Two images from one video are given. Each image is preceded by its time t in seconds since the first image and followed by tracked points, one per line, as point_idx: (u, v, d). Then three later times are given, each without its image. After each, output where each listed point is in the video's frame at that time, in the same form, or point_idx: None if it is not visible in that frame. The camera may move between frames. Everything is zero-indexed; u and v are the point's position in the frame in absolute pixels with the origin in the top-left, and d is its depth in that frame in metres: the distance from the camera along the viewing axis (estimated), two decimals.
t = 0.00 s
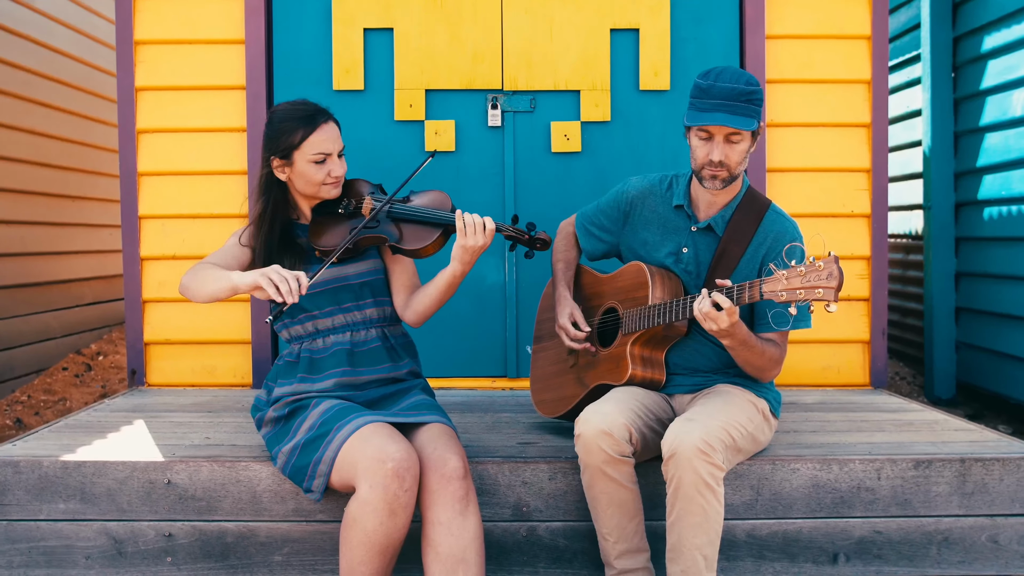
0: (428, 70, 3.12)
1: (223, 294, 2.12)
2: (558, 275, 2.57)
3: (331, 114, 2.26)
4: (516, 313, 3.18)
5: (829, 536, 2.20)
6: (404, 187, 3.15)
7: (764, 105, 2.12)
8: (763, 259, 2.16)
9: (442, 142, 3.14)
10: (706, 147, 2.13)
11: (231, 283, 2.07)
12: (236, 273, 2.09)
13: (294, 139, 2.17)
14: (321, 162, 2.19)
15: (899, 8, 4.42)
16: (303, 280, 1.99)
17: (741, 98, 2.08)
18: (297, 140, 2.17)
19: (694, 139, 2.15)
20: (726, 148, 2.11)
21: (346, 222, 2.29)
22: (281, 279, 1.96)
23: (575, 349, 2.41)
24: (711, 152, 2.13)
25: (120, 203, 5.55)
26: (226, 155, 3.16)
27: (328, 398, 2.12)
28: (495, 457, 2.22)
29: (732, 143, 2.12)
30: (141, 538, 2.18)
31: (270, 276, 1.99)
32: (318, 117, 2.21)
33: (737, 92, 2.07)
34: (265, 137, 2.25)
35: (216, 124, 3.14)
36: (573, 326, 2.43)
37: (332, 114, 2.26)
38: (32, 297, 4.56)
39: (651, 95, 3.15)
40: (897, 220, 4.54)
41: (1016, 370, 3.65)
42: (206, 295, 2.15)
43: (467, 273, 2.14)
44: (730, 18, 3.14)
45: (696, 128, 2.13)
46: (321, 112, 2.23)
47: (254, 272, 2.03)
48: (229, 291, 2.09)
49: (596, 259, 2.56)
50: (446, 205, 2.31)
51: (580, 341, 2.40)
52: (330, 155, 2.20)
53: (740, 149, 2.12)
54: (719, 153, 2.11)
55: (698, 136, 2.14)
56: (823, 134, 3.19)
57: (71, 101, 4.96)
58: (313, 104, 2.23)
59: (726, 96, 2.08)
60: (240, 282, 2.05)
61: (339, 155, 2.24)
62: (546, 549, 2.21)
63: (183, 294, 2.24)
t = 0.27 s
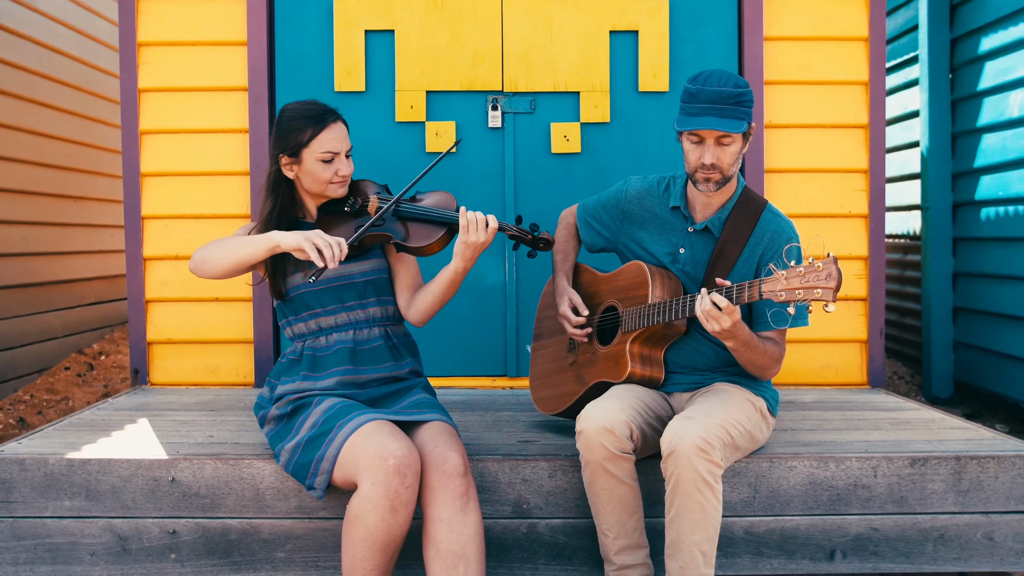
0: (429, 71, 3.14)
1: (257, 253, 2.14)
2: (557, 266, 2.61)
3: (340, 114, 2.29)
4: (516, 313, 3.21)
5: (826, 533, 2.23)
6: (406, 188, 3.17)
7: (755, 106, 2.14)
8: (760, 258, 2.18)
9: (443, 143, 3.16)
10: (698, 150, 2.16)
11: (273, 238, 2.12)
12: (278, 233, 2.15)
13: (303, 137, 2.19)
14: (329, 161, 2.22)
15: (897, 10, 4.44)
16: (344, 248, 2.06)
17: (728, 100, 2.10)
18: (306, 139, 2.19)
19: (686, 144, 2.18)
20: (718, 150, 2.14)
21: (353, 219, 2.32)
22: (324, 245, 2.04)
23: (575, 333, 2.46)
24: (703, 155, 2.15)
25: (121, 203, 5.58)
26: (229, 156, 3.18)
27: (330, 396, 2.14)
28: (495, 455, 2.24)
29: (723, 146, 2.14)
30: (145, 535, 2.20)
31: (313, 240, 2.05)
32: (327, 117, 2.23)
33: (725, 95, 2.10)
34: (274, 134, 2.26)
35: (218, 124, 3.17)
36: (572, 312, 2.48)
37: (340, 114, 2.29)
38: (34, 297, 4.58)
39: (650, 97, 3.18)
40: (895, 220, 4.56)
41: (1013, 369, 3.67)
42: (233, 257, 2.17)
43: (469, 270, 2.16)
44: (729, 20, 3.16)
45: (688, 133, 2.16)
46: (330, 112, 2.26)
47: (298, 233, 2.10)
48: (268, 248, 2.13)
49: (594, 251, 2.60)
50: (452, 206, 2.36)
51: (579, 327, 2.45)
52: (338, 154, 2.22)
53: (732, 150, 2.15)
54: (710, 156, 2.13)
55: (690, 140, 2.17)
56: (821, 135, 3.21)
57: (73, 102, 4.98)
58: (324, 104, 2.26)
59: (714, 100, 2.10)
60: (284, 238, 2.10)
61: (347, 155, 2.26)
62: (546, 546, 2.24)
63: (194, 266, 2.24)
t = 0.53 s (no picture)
0: (429, 73, 3.17)
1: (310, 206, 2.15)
2: (558, 268, 2.64)
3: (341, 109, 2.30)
4: (516, 312, 3.23)
5: (823, 530, 2.25)
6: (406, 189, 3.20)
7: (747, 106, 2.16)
8: (756, 257, 2.20)
9: (443, 144, 3.19)
10: (691, 152, 2.18)
11: (325, 188, 2.14)
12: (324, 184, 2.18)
13: (304, 132, 2.21)
14: (330, 155, 2.24)
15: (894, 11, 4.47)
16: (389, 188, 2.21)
17: (720, 101, 2.13)
18: (307, 134, 2.21)
19: (679, 145, 2.20)
20: (710, 151, 2.16)
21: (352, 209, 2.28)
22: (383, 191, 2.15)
23: (575, 338, 2.48)
24: (695, 156, 2.17)
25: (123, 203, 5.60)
26: (231, 156, 3.21)
27: (333, 394, 2.16)
28: (496, 453, 2.26)
29: (716, 146, 2.16)
30: (149, 532, 2.22)
31: (369, 191, 2.14)
32: (327, 112, 2.25)
33: (716, 96, 2.12)
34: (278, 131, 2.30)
35: (220, 125, 3.19)
36: (576, 313, 2.51)
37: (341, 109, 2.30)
38: (36, 296, 4.61)
39: (649, 98, 3.20)
40: (893, 220, 4.59)
41: (1010, 369, 3.70)
42: (284, 219, 2.16)
43: (470, 259, 2.18)
44: (727, 21, 3.19)
45: (680, 135, 2.18)
46: (331, 107, 2.27)
47: (351, 180, 2.16)
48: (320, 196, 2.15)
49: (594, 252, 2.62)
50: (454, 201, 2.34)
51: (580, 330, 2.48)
52: (339, 148, 2.25)
53: (725, 151, 2.16)
54: (703, 157, 2.15)
55: (683, 142, 2.19)
56: (819, 135, 3.24)
57: (74, 103, 5.00)
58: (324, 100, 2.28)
59: (705, 101, 2.13)
60: (338, 184, 2.14)
61: (348, 149, 2.28)
62: (546, 543, 2.26)
63: (241, 247, 2.20)
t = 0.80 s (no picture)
0: (430, 75, 3.20)
1: (333, 239, 2.16)
2: (557, 269, 2.67)
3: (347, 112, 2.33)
4: (516, 312, 3.26)
5: (819, 527, 2.28)
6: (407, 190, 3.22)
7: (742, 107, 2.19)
8: (752, 256, 2.23)
9: (443, 145, 3.21)
10: (687, 153, 2.21)
11: (346, 221, 2.14)
12: (339, 213, 2.17)
13: (311, 134, 2.24)
14: (336, 157, 2.26)
15: (892, 13, 4.50)
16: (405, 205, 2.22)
17: (715, 103, 2.15)
18: (315, 135, 2.23)
19: (675, 146, 2.23)
20: (706, 152, 2.18)
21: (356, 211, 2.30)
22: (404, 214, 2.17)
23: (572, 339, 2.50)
24: (691, 157, 2.20)
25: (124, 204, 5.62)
26: (233, 157, 3.23)
27: (335, 393, 2.19)
28: (496, 451, 2.29)
29: (711, 147, 2.19)
30: (153, 529, 2.25)
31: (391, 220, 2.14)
32: (335, 115, 2.28)
33: (711, 98, 2.15)
34: (286, 132, 2.32)
35: (223, 127, 3.22)
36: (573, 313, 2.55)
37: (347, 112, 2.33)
38: (39, 296, 4.64)
39: (648, 99, 3.23)
40: (891, 220, 4.61)
41: (1007, 368, 3.72)
42: (310, 254, 2.17)
43: (471, 267, 2.23)
44: (726, 24, 3.22)
45: (676, 136, 2.20)
46: (338, 110, 2.30)
47: (368, 208, 2.15)
48: (341, 229, 2.15)
49: (593, 253, 2.65)
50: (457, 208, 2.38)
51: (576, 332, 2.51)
52: (345, 150, 2.27)
53: (720, 152, 2.19)
54: (699, 158, 2.18)
55: (679, 143, 2.22)
56: (817, 137, 3.27)
57: (76, 103, 5.03)
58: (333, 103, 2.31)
59: (700, 103, 2.15)
60: (357, 216, 2.14)
61: (355, 152, 2.31)
62: (545, 540, 2.28)
63: (269, 284, 2.20)
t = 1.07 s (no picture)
0: (430, 76, 3.22)
1: (334, 206, 2.20)
2: (557, 270, 2.70)
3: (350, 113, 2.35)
4: (516, 312, 3.28)
5: (816, 525, 2.30)
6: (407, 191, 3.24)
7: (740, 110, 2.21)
8: (751, 258, 2.25)
9: (443, 146, 3.23)
10: (685, 155, 2.23)
11: (345, 184, 2.18)
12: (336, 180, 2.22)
13: (315, 134, 2.26)
14: (339, 157, 2.29)
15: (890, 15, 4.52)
16: (399, 166, 2.31)
17: (714, 106, 2.18)
18: (318, 136, 2.26)
19: (674, 149, 2.25)
20: (705, 154, 2.20)
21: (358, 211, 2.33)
22: (399, 172, 2.27)
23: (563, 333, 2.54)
24: (690, 160, 2.22)
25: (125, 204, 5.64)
26: (235, 158, 3.25)
27: (336, 391, 2.21)
28: (496, 449, 2.31)
29: (710, 150, 2.21)
30: (157, 527, 2.27)
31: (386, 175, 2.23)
32: (338, 115, 2.30)
33: (710, 101, 2.17)
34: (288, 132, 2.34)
35: (225, 127, 3.24)
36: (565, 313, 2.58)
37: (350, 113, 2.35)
38: (41, 296, 4.66)
39: (647, 101, 3.25)
40: (889, 221, 4.64)
41: (1004, 368, 3.75)
42: (314, 223, 2.20)
43: (474, 264, 2.25)
44: (724, 25, 3.24)
45: (675, 138, 2.22)
46: (341, 111, 2.32)
47: (364, 170, 2.21)
48: (341, 194, 2.19)
49: (593, 254, 2.67)
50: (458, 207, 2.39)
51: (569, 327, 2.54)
52: (348, 151, 2.30)
53: (719, 154, 2.21)
54: (698, 161, 2.20)
55: (678, 146, 2.24)
56: (815, 138, 3.29)
57: (78, 104, 5.05)
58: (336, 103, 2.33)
59: (699, 106, 2.17)
60: (355, 178, 2.19)
61: (357, 152, 2.34)
62: (545, 538, 2.31)
63: (277, 260, 2.23)
